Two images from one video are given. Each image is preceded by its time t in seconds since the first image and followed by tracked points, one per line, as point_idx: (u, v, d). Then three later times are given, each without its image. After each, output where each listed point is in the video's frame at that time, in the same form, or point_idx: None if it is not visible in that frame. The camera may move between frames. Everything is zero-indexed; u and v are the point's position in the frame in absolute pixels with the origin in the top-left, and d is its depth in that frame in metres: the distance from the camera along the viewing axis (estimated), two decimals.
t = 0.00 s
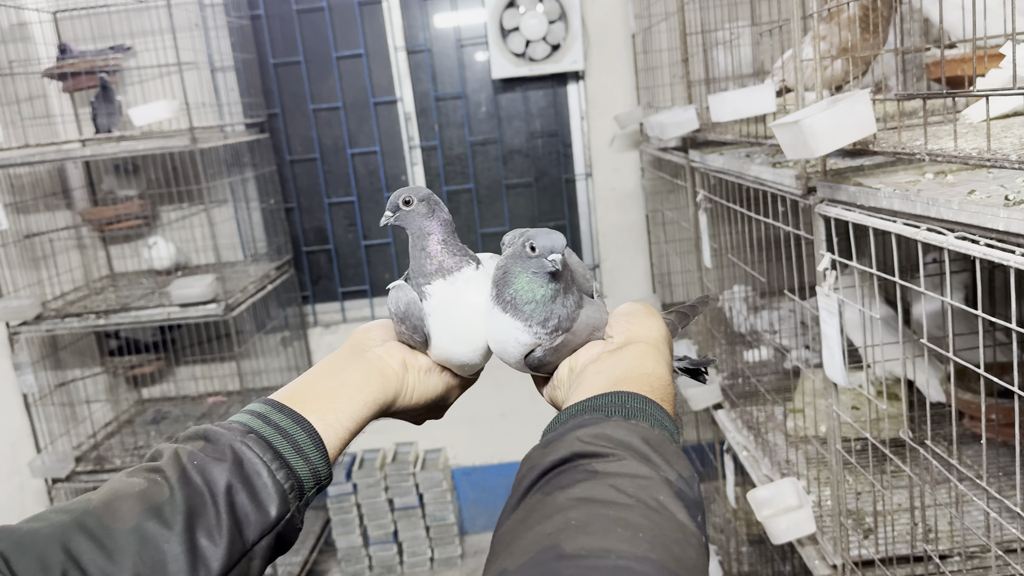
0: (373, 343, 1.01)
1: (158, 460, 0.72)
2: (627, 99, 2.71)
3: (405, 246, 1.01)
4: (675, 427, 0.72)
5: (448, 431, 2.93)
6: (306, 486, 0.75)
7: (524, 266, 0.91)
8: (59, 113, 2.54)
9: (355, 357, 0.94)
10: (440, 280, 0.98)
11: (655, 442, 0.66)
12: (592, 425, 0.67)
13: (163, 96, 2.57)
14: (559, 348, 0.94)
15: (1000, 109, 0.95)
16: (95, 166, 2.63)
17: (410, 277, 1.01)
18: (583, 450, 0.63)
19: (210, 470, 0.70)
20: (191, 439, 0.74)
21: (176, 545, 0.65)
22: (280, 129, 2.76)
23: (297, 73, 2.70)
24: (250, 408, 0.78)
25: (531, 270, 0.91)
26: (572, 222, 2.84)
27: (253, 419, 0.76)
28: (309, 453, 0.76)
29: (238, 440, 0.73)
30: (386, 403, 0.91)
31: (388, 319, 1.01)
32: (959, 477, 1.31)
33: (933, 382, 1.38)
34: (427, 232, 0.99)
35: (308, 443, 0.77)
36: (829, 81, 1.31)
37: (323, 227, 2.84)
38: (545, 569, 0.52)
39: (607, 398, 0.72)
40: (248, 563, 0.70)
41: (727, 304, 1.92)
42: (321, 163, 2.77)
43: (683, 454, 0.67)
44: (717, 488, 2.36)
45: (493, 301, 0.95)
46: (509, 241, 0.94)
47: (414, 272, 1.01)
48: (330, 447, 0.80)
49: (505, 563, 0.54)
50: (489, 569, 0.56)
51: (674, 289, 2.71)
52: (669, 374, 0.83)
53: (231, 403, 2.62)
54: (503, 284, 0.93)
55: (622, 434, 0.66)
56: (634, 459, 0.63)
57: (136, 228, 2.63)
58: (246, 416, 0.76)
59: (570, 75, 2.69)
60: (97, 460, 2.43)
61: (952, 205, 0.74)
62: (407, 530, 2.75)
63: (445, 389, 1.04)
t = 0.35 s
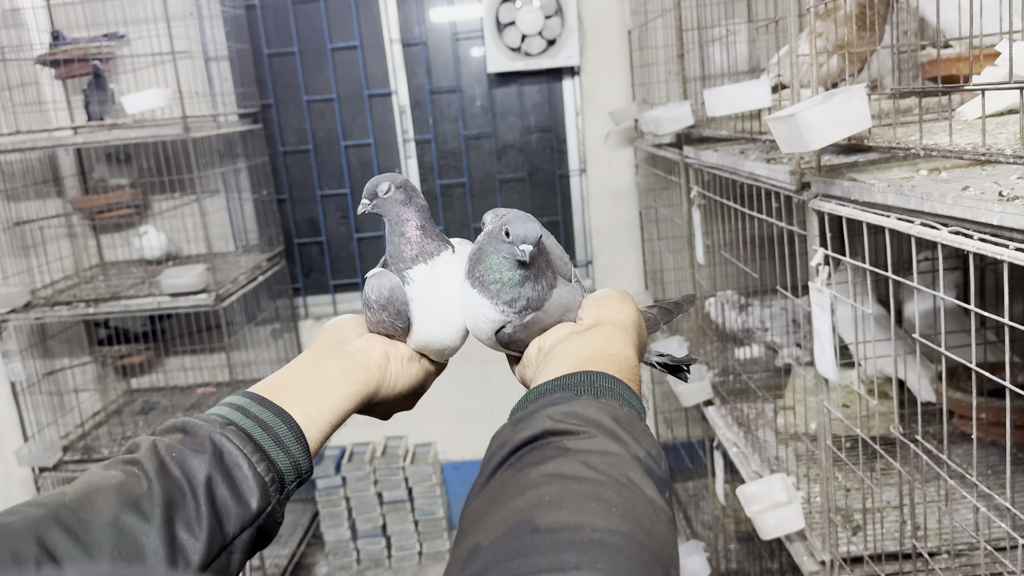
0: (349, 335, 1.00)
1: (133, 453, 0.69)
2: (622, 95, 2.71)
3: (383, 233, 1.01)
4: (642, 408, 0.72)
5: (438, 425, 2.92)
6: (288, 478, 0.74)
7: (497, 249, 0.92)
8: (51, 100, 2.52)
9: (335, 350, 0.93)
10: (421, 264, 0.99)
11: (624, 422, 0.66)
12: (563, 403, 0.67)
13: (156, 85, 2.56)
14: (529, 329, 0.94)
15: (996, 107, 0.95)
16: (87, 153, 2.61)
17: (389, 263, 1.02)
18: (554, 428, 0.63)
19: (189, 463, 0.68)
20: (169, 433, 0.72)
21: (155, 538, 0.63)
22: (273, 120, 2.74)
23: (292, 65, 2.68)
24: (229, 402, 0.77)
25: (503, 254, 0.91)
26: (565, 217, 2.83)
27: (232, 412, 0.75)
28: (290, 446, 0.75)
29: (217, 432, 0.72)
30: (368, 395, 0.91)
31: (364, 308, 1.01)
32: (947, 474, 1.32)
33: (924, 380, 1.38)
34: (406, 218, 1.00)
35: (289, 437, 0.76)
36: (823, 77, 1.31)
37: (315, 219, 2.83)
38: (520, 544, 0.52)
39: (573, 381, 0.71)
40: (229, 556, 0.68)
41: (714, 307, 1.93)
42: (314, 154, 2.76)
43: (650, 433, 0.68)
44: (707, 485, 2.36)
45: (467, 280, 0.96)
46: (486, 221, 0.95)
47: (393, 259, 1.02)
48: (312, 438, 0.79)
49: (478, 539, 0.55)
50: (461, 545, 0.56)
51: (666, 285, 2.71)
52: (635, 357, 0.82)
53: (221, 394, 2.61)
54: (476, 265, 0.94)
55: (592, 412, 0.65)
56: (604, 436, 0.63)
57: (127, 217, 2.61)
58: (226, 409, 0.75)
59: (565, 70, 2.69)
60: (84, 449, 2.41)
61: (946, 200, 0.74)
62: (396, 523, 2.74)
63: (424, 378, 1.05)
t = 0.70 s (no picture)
0: (332, 317, 1.00)
1: (111, 431, 0.68)
2: (620, 96, 2.71)
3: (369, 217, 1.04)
4: (607, 398, 0.72)
5: (429, 422, 2.91)
6: (265, 462, 0.74)
7: (479, 230, 0.96)
8: (47, 89, 2.50)
9: (317, 333, 0.93)
10: (410, 245, 1.03)
11: (591, 410, 0.66)
12: (530, 392, 0.66)
13: (153, 76, 2.54)
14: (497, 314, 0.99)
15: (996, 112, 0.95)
16: (81, 143, 2.59)
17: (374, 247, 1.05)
18: (521, 417, 0.63)
19: (168, 443, 0.68)
20: (149, 412, 0.71)
21: (131, 518, 0.61)
22: (270, 114, 2.73)
23: (290, 58, 2.68)
24: (210, 383, 0.77)
25: (484, 234, 0.96)
26: (561, 217, 2.83)
27: (211, 393, 0.75)
28: (270, 427, 0.75)
29: (197, 413, 0.71)
30: (351, 377, 0.91)
31: (344, 289, 1.02)
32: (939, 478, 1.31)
33: (914, 385, 1.39)
34: (392, 202, 1.04)
35: (269, 419, 0.76)
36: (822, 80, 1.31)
37: (310, 214, 2.82)
38: (491, 534, 0.52)
39: (534, 371, 0.71)
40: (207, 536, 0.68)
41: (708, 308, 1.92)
42: (310, 149, 2.75)
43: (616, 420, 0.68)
44: (698, 487, 2.36)
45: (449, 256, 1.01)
46: (476, 201, 0.99)
47: (378, 242, 1.05)
48: (295, 420, 0.79)
49: (446, 528, 0.54)
50: (426, 533, 0.55)
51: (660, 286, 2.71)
52: (601, 346, 0.82)
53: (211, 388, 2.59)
54: (458, 243, 0.99)
55: (559, 402, 0.65)
56: (573, 425, 0.63)
57: (121, 208, 2.59)
58: (206, 390, 0.75)
59: (563, 70, 2.68)
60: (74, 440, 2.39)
61: (944, 203, 0.75)
62: (385, 521, 2.73)
63: (405, 360, 1.05)
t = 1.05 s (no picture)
0: (329, 317, 0.98)
1: (104, 424, 0.67)
2: (621, 101, 2.71)
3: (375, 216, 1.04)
4: (595, 400, 0.70)
5: (424, 424, 2.90)
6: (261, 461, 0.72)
7: (482, 231, 0.96)
8: (47, 85, 2.49)
9: (316, 331, 0.91)
10: (416, 249, 1.03)
11: (579, 412, 0.65)
12: (518, 392, 0.65)
13: (154, 73, 2.54)
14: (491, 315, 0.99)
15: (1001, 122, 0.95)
16: (81, 140, 2.59)
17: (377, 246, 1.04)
18: (509, 417, 0.62)
19: (161, 438, 0.67)
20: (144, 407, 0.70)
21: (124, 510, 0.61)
22: (270, 113, 2.73)
23: (291, 58, 2.67)
24: (206, 378, 0.75)
25: (487, 236, 0.96)
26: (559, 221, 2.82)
27: (207, 388, 0.73)
28: (267, 427, 0.73)
29: (192, 407, 0.69)
30: (350, 377, 0.89)
31: (345, 287, 1.01)
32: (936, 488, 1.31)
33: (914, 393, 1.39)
34: (400, 204, 1.04)
35: (266, 417, 0.74)
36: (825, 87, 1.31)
37: (309, 214, 2.81)
38: (476, 531, 0.51)
39: (519, 374, 0.70)
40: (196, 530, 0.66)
41: (705, 316, 1.92)
42: (310, 149, 2.74)
43: (604, 423, 0.67)
44: (693, 493, 2.35)
45: (451, 256, 1.01)
46: (480, 203, 0.99)
47: (382, 242, 1.05)
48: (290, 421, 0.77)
49: (432, 527, 0.53)
50: (412, 532, 0.55)
51: (658, 291, 2.71)
52: (590, 349, 0.81)
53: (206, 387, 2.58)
54: (461, 243, 0.99)
55: (547, 402, 0.64)
56: (561, 428, 0.62)
57: (119, 205, 2.59)
58: (203, 385, 0.73)
59: (564, 74, 2.68)
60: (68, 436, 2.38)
61: (950, 211, 0.75)
62: (379, 522, 2.72)
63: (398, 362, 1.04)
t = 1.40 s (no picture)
0: (320, 322, 0.90)
1: (76, 430, 0.60)
2: (619, 106, 2.71)
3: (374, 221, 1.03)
4: (578, 410, 0.68)
5: (419, 429, 2.88)
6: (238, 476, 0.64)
7: (475, 237, 0.97)
8: (42, 84, 2.47)
9: (304, 335, 0.83)
10: (415, 256, 1.03)
11: (563, 425, 0.62)
12: (498, 404, 0.63)
13: (149, 73, 2.52)
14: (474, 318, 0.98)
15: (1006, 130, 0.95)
16: (76, 140, 2.57)
17: (375, 251, 1.03)
18: (487, 430, 0.60)
19: (134, 447, 0.59)
20: (119, 411, 0.62)
21: (89, 526, 0.53)
22: (266, 114, 2.71)
23: (288, 59, 2.66)
24: (183, 383, 0.67)
25: (479, 243, 0.96)
26: (557, 225, 2.81)
27: (185, 395, 0.65)
28: (248, 442, 0.65)
29: (169, 416, 0.62)
30: (338, 388, 0.81)
31: (337, 292, 0.99)
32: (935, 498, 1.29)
33: (913, 403, 1.39)
34: (401, 210, 1.04)
35: (245, 427, 0.66)
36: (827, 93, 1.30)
37: (305, 216, 2.80)
38: (451, 551, 0.49)
39: (501, 383, 0.67)
40: (168, 551, 0.58)
41: (704, 323, 1.91)
42: (306, 150, 2.73)
43: (590, 435, 0.64)
44: (690, 500, 2.34)
45: (440, 262, 1.01)
46: (473, 209, 0.99)
47: (379, 247, 1.04)
48: (272, 435, 0.69)
49: (406, 546, 0.51)
50: (385, 552, 0.52)
51: (656, 297, 2.70)
52: (576, 358, 0.78)
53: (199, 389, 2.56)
54: (453, 249, 0.99)
55: (529, 413, 0.62)
56: (543, 442, 0.60)
57: (114, 206, 2.57)
58: (180, 391, 0.65)
59: (563, 78, 2.68)
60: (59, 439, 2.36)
61: (956, 220, 0.74)
62: (373, 527, 2.70)
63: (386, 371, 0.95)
